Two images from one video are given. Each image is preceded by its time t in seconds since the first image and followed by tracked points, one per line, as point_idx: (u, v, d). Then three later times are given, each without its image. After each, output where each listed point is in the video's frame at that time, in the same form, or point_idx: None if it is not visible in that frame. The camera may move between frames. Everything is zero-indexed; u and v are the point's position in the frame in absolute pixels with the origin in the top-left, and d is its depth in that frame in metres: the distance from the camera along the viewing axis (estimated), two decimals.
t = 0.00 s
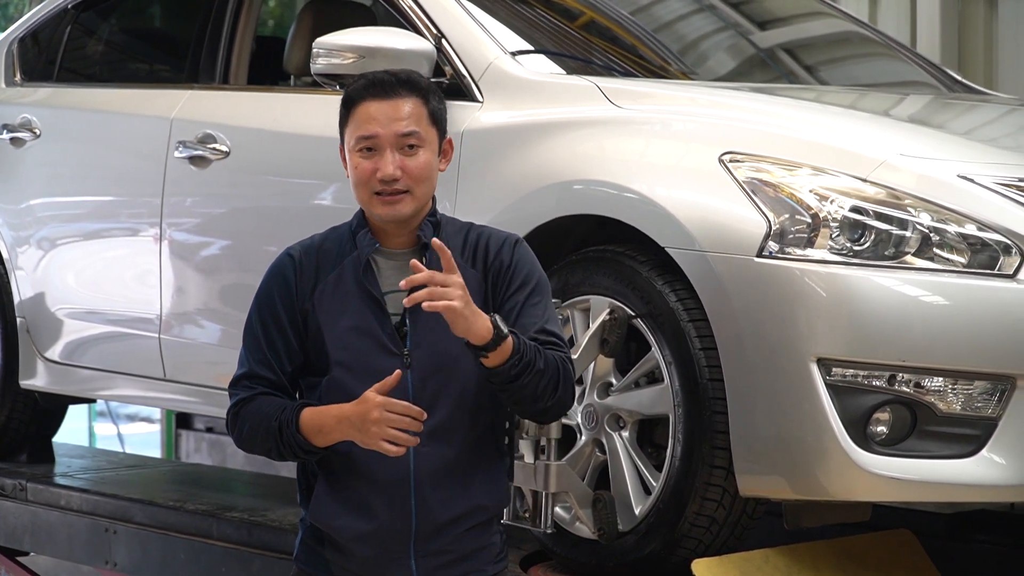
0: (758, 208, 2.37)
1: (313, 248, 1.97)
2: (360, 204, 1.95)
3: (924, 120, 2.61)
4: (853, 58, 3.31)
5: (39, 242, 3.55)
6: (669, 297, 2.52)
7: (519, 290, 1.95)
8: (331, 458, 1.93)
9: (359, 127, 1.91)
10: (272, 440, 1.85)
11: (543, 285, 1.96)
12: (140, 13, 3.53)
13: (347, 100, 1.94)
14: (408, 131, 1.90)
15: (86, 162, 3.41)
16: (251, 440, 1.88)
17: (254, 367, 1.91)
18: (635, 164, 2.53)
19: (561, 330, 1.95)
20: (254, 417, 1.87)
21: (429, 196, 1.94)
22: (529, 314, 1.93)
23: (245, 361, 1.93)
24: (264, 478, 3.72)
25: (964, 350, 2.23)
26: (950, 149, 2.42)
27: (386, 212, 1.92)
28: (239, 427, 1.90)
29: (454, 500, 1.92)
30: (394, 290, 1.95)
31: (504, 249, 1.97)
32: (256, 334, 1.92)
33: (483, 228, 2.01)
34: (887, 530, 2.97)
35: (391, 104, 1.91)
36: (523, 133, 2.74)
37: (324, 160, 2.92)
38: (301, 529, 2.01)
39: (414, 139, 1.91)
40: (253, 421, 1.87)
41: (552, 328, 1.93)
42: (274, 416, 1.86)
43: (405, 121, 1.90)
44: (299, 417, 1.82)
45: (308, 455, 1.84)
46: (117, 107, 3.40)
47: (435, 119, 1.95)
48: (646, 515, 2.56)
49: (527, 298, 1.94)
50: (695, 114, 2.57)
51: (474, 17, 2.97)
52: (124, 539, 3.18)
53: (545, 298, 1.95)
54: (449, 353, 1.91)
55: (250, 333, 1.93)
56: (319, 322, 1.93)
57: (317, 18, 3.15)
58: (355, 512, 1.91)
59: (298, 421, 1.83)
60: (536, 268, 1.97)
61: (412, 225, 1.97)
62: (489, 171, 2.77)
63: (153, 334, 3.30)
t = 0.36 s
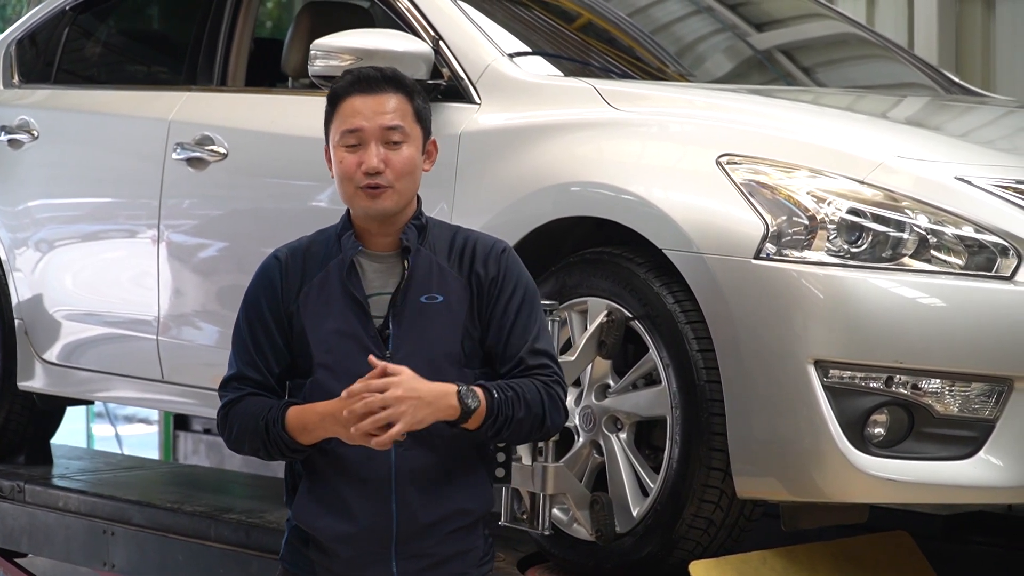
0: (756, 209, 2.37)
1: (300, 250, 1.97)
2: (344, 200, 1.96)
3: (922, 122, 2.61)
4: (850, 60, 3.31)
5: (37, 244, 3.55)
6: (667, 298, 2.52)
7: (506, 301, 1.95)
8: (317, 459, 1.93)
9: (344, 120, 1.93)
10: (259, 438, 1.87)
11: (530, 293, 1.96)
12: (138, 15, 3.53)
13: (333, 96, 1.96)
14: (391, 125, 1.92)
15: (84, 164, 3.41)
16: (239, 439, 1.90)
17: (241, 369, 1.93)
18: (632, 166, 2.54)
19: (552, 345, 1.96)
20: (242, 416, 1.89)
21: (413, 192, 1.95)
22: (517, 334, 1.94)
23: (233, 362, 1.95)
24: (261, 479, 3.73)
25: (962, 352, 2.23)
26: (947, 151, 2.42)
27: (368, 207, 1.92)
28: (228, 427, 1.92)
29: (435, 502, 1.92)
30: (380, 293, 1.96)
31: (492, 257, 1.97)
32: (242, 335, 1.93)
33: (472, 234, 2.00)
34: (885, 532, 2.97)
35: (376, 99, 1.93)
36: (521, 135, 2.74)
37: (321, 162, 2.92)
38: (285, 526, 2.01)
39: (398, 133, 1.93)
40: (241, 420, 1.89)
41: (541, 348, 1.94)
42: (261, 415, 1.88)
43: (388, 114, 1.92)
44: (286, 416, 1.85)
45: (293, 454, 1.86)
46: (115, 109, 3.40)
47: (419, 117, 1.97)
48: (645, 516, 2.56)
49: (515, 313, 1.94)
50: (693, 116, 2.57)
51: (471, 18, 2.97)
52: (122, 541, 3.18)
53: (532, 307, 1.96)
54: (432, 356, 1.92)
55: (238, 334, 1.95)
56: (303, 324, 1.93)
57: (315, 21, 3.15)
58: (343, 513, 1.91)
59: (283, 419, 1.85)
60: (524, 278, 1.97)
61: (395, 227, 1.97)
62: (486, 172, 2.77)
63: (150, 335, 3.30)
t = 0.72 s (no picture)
0: (755, 210, 2.37)
1: (284, 253, 1.97)
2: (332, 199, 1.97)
3: (920, 122, 2.62)
4: (849, 61, 3.31)
5: (36, 244, 3.55)
6: (666, 299, 2.52)
7: (493, 309, 2.00)
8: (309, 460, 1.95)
9: (335, 119, 1.93)
10: (253, 448, 1.88)
11: (515, 299, 2.01)
12: (138, 16, 3.53)
13: (323, 95, 1.97)
14: (382, 124, 1.93)
15: (83, 164, 3.41)
16: (231, 448, 1.91)
17: (229, 373, 1.93)
18: (631, 166, 2.54)
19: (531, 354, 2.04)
20: (235, 423, 1.90)
21: (401, 193, 1.97)
22: (502, 344, 2.00)
23: (220, 366, 1.94)
24: (260, 480, 3.73)
25: (962, 352, 2.23)
26: (946, 151, 2.42)
27: (358, 206, 1.93)
28: (218, 432, 1.92)
29: (421, 503, 1.95)
30: (367, 295, 1.96)
31: (478, 263, 2.00)
32: (229, 339, 1.93)
33: (456, 236, 2.03)
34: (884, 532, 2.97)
35: (367, 98, 1.94)
36: (520, 136, 2.74)
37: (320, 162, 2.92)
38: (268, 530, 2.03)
39: (389, 133, 1.94)
40: (234, 429, 1.90)
41: (524, 358, 2.02)
42: (256, 424, 1.89)
43: (379, 114, 1.93)
44: (284, 427, 1.87)
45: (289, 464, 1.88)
46: (114, 110, 3.40)
47: (408, 118, 1.98)
48: (644, 517, 2.56)
49: (501, 322, 2.00)
50: (692, 116, 2.57)
51: (471, 18, 2.97)
52: (121, 541, 3.18)
53: (517, 313, 2.01)
54: (419, 357, 1.94)
55: (223, 337, 1.94)
56: (291, 325, 1.93)
57: (315, 22, 3.16)
58: (334, 513, 1.93)
59: (281, 431, 1.87)
60: (509, 285, 2.02)
61: (383, 227, 1.98)
62: (485, 173, 2.77)
63: (149, 335, 3.30)
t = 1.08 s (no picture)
0: (755, 212, 2.37)
1: (273, 253, 1.97)
2: (323, 201, 1.97)
3: (920, 123, 2.62)
4: (849, 61, 3.31)
5: (37, 244, 3.55)
6: (666, 299, 2.52)
7: (481, 306, 2.02)
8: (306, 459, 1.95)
9: (326, 121, 1.94)
10: (246, 449, 1.88)
11: (502, 296, 2.03)
12: (138, 17, 3.53)
13: (313, 98, 1.98)
14: (374, 126, 1.94)
15: (84, 165, 3.41)
16: (223, 449, 1.90)
17: (219, 374, 1.92)
18: (631, 167, 2.54)
19: (519, 349, 2.06)
20: (226, 424, 1.90)
21: (393, 194, 1.98)
22: (492, 340, 2.02)
23: (210, 367, 1.94)
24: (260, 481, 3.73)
25: (962, 353, 2.23)
26: (946, 152, 2.43)
27: (351, 207, 1.94)
28: (207, 433, 1.91)
29: (417, 502, 1.96)
30: (359, 294, 1.97)
31: (466, 260, 2.02)
32: (219, 340, 1.93)
33: (443, 234, 2.04)
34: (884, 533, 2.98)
35: (358, 101, 1.95)
36: (520, 137, 2.74)
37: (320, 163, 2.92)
38: (262, 532, 2.02)
39: (380, 135, 1.95)
40: (225, 430, 1.89)
41: (513, 353, 2.04)
42: (247, 425, 1.88)
43: (371, 116, 1.94)
44: (276, 427, 1.87)
45: (282, 463, 1.88)
46: (115, 110, 3.40)
47: (398, 119, 1.99)
48: (644, 518, 2.56)
49: (490, 318, 2.02)
50: (692, 117, 2.57)
51: (471, 19, 2.97)
52: (121, 542, 3.18)
53: (505, 310, 2.03)
54: (413, 355, 1.95)
55: (212, 337, 1.94)
56: (283, 324, 1.93)
57: (315, 23, 3.16)
58: (332, 512, 1.93)
59: (273, 432, 1.87)
60: (496, 282, 2.04)
61: (373, 227, 1.99)
62: (485, 174, 2.77)
63: (150, 336, 3.30)
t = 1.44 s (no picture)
0: (756, 213, 2.37)
1: (286, 255, 1.97)
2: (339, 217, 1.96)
3: (922, 125, 2.62)
4: (850, 63, 3.31)
5: (38, 246, 3.55)
6: (667, 301, 2.52)
7: (495, 310, 2.01)
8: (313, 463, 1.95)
9: (346, 141, 1.92)
10: (260, 452, 1.89)
11: (516, 299, 2.03)
12: (139, 18, 3.53)
13: (333, 111, 1.95)
14: (394, 150, 1.92)
15: (85, 167, 3.41)
16: (237, 452, 1.91)
17: (232, 377, 1.92)
18: (632, 168, 2.54)
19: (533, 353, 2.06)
20: (240, 428, 1.90)
21: (409, 214, 1.97)
22: (507, 343, 2.02)
23: (223, 370, 1.94)
24: (261, 482, 3.73)
25: (963, 355, 2.23)
26: (947, 153, 2.43)
27: (367, 229, 1.94)
28: (221, 437, 1.91)
29: (426, 505, 1.96)
30: (372, 298, 1.97)
31: (480, 264, 2.02)
32: (233, 343, 1.93)
33: (457, 238, 2.05)
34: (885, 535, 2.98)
35: (380, 121, 1.93)
36: (521, 139, 2.74)
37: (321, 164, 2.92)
38: (274, 534, 2.02)
39: (400, 157, 1.93)
40: (239, 433, 1.90)
41: (527, 357, 2.04)
42: (261, 428, 1.89)
43: (392, 138, 1.92)
44: (291, 431, 1.87)
45: (297, 467, 1.89)
46: (116, 112, 3.40)
47: (418, 138, 1.98)
48: (645, 520, 2.56)
49: (505, 322, 2.02)
50: (693, 119, 2.57)
51: (471, 21, 2.97)
52: (122, 543, 3.18)
53: (518, 313, 2.03)
54: (426, 359, 1.94)
55: (225, 340, 1.93)
56: (296, 329, 1.93)
57: (316, 24, 3.16)
58: (340, 515, 1.93)
59: (287, 435, 1.87)
60: (511, 286, 2.03)
61: (387, 242, 1.99)
62: (486, 176, 2.77)
63: (151, 338, 3.30)
